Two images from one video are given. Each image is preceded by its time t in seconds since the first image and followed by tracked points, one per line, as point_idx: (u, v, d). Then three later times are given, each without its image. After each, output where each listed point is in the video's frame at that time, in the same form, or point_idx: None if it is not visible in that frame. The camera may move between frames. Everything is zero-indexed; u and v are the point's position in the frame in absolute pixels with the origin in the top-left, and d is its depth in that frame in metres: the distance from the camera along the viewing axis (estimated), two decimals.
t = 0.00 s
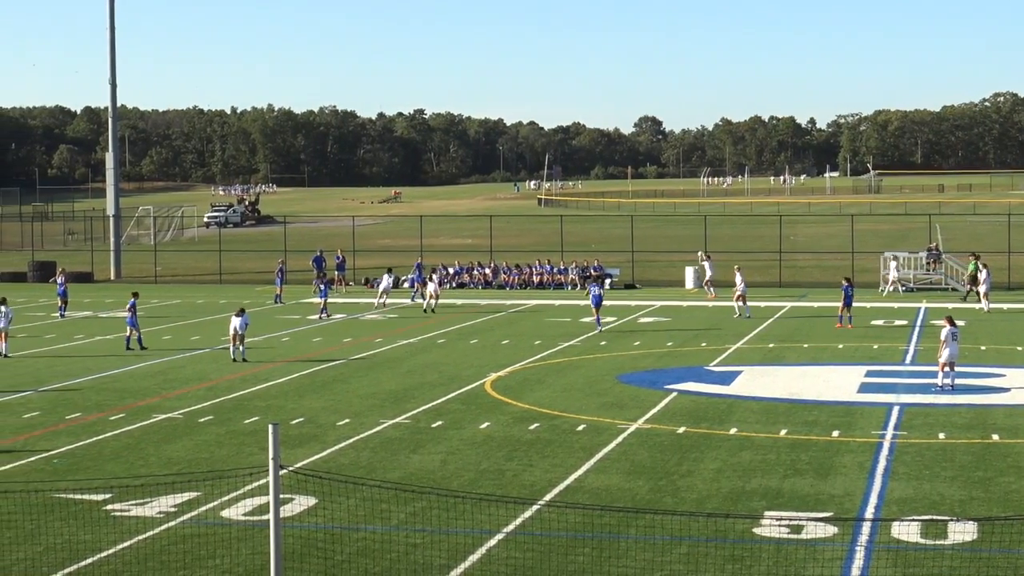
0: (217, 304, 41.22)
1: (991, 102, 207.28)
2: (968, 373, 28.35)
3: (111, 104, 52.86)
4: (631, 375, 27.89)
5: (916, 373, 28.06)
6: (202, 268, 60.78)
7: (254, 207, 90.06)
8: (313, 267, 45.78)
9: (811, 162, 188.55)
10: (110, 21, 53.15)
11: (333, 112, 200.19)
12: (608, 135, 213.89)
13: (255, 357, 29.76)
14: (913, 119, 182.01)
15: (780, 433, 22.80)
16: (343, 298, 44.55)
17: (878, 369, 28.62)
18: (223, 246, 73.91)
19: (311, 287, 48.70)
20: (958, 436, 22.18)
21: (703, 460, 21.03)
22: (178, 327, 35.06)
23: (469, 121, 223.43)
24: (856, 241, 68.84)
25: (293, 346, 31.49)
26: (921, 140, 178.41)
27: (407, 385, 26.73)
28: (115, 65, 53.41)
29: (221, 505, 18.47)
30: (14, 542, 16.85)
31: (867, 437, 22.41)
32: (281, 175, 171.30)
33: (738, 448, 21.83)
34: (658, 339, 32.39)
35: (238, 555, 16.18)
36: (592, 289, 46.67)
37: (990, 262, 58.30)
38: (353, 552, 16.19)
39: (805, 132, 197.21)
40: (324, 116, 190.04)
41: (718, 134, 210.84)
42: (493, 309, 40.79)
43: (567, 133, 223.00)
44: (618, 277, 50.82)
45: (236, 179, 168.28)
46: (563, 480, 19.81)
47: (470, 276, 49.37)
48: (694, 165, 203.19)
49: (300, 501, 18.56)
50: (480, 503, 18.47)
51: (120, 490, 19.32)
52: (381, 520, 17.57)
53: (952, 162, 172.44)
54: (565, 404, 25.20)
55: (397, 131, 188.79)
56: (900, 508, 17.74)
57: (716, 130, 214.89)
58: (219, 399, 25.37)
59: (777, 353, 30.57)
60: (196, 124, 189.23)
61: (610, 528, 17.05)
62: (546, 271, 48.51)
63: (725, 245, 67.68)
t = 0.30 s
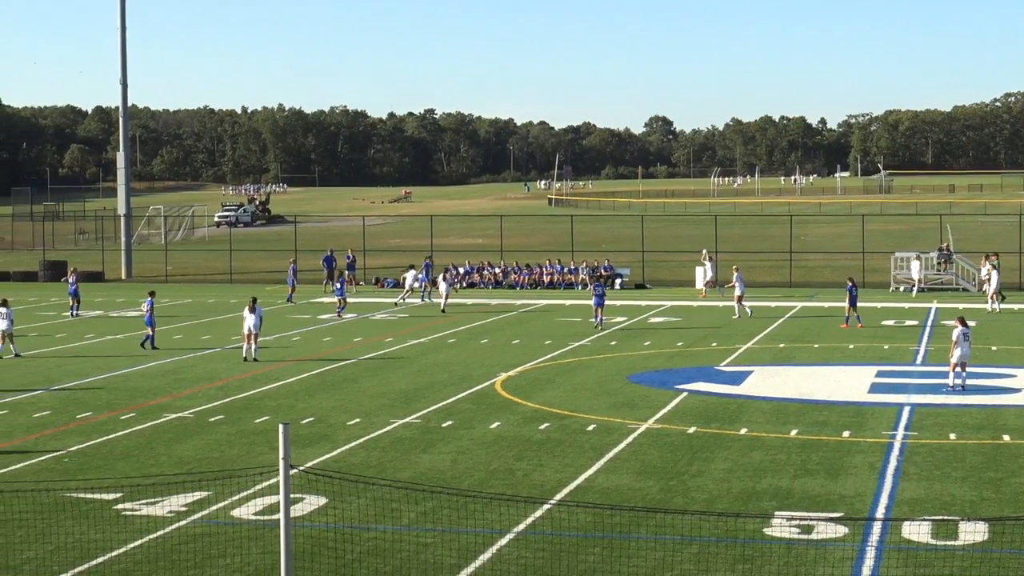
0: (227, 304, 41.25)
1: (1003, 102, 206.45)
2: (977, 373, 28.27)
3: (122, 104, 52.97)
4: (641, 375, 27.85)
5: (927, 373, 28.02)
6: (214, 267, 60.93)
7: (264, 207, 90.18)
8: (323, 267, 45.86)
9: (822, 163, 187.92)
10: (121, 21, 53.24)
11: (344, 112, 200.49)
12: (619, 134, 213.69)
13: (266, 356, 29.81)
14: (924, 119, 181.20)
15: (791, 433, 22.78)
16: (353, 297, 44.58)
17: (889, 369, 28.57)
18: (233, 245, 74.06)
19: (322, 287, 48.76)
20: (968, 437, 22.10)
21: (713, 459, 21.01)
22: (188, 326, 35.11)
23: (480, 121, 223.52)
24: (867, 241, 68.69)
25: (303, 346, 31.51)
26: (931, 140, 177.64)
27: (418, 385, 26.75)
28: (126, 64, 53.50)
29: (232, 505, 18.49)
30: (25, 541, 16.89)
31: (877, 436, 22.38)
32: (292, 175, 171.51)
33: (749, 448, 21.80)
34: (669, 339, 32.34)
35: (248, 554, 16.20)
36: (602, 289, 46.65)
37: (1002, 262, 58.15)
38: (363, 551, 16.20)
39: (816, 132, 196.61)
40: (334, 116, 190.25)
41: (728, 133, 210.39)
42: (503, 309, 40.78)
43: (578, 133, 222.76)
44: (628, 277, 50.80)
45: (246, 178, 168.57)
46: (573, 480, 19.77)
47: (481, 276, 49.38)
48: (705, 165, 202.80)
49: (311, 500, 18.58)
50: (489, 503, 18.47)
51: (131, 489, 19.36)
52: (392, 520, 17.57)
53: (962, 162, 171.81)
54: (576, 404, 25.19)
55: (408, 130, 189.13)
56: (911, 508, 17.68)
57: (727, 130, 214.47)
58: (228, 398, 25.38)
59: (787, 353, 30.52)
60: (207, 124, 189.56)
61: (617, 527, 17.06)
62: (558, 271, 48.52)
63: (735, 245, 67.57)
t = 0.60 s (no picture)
0: (243, 303, 41.29)
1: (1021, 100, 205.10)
2: (994, 373, 28.09)
3: (139, 104, 53.11)
4: (657, 375, 27.77)
5: (943, 373, 27.86)
6: (230, 267, 60.96)
7: (280, 206, 90.36)
8: (340, 266, 45.93)
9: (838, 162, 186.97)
10: (138, 20, 53.38)
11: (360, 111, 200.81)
12: (635, 134, 213.27)
13: (282, 356, 29.81)
14: (941, 118, 180.04)
15: (808, 433, 22.70)
16: (369, 297, 44.59)
17: (905, 369, 28.42)
18: (250, 245, 74.15)
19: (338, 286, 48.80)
20: (987, 437, 21.98)
21: (729, 459, 20.94)
22: (204, 325, 35.17)
23: (495, 120, 223.46)
24: (885, 241, 68.29)
25: (319, 345, 31.52)
26: (948, 139, 176.59)
27: (434, 384, 26.74)
28: (142, 64, 53.63)
29: (249, 503, 18.52)
30: (43, 539, 16.94)
31: (894, 436, 22.27)
32: (308, 174, 172.09)
33: (765, 448, 21.72)
34: (684, 339, 32.26)
35: (266, 553, 16.23)
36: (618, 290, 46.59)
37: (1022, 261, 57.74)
38: (379, 549, 16.23)
39: (832, 131, 195.66)
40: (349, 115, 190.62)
41: (744, 132, 209.64)
42: (519, 308, 40.73)
43: (594, 132, 222.50)
44: (645, 277, 50.65)
45: (263, 177, 168.99)
46: (589, 480, 19.74)
47: (497, 275, 49.39)
48: (721, 165, 202.21)
49: (327, 500, 18.59)
50: (505, 502, 18.45)
51: (148, 488, 19.41)
52: (408, 519, 17.56)
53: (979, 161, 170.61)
54: (591, 403, 25.13)
55: (424, 129, 189.52)
56: (928, 508, 17.62)
57: (743, 129, 213.76)
58: (245, 398, 25.42)
59: (804, 352, 30.39)
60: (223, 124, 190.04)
61: (633, 527, 17.04)
62: (573, 270, 48.50)
63: (752, 245, 67.29)
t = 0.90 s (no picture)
0: (265, 303, 41.37)
1: None
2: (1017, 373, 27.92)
3: (162, 104, 53.33)
4: (678, 375, 27.72)
5: (967, 374, 27.72)
6: (253, 267, 61.14)
7: (303, 206, 90.56)
8: (363, 266, 46.07)
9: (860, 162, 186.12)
10: (160, 21, 53.59)
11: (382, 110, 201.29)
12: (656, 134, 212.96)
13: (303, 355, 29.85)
14: (963, 118, 179.06)
15: (831, 433, 22.62)
16: (392, 296, 44.66)
17: (928, 369, 28.31)
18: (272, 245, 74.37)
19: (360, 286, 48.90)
20: (1011, 438, 21.85)
21: (751, 459, 20.89)
22: (227, 325, 35.26)
23: (517, 120, 223.60)
24: (908, 240, 67.95)
25: (341, 345, 31.58)
26: (970, 138, 175.56)
27: (455, 384, 26.76)
28: (166, 65, 53.86)
29: (271, 502, 18.56)
30: (67, 538, 17.01)
31: (917, 437, 22.18)
32: (330, 174, 172.69)
33: (788, 448, 21.66)
34: (706, 339, 32.18)
35: (288, 552, 16.27)
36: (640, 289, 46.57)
37: None
38: (402, 548, 16.25)
39: (854, 131, 194.81)
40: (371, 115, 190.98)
41: (766, 132, 209.01)
42: (541, 307, 40.73)
43: (615, 132, 222.31)
44: (666, 277, 50.58)
45: (285, 176, 169.61)
46: (610, 480, 19.71)
47: (519, 275, 49.45)
48: (742, 164, 201.68)
49: (349, 499, 18.62)
50: (526, 502, 18.44)
51: (170, 487, 19.47)
52: (430, 519, 17.57)
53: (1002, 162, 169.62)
54: (613, 403, 25.10)
55: (446, 129, 189.93)
56: (951, 509, 17.54)
57: (765, 128, 213.18)
58: (267, 397, 25.47)
59: (825, 353, 30.28)
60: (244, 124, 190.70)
61: (655, 527, 17.01)
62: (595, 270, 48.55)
63: (773, 245, 67.10)
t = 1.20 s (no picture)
0: (283, 303, 41.41)
1: None
2: None
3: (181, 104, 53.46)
4: (697, 374, 27.67)
5: (986, 373, 27.60)
6: (272, 266, 61.25)
7: (321, 205, 90.73)
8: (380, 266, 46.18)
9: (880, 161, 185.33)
10: (178, 22, 53.76)
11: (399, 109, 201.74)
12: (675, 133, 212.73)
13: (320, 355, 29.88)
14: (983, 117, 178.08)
15: (848, 433, 22.57)
16: (410, 296, 44.70)
17: (947, 369, 28.20)
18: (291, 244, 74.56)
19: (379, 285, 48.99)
20: None
21: (770, 459, 20.84)
22: (245, 325, 35.34)
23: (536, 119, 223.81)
24: (929, 240, 67.60)
25: (359, 345, 31.59)
26: (990, 137, 174.56)
27: (473, 383, 26.75)
28: (184, 65, 54.00)
29: (289, 501, 18.60)
30: (85, 537, 17.06)
31: (936, 437, 22.11)
32: (348, 174, 173.31)
33: (806, 448, 21.60)
34: (724, 339, 32.11)
35: (306, 551, 16.28)
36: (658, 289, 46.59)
37: None
38: (420, 547, 16.27)
39: (874, 130, 194.08)
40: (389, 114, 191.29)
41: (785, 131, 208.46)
42: (559, 307, 40.72)
43: (634, 132, 222.17)
44: (685, 277, 50.49)
45: (303, 176, 170.39)
46: (628, 479, 19.69)
47: (537, 275, 49.46)
48: (761, 163, 201.27)
49: (367, 498, 18.63)
50: (543, 502, 18.43)
51: (189, 486, 19.51)
52: (447, 519, 17.55)
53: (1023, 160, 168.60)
54: (631, 403, 25.07)
55: (463, 129, 190.43)
56: (969, 509, 17.46)
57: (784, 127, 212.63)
58: (284, 397, 25.49)
59: (844, 353, 30.18)
60: (262, 123, 191.39)
61: (671, 527, 16.99)
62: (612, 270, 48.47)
63: (792, 245, 66.90)
